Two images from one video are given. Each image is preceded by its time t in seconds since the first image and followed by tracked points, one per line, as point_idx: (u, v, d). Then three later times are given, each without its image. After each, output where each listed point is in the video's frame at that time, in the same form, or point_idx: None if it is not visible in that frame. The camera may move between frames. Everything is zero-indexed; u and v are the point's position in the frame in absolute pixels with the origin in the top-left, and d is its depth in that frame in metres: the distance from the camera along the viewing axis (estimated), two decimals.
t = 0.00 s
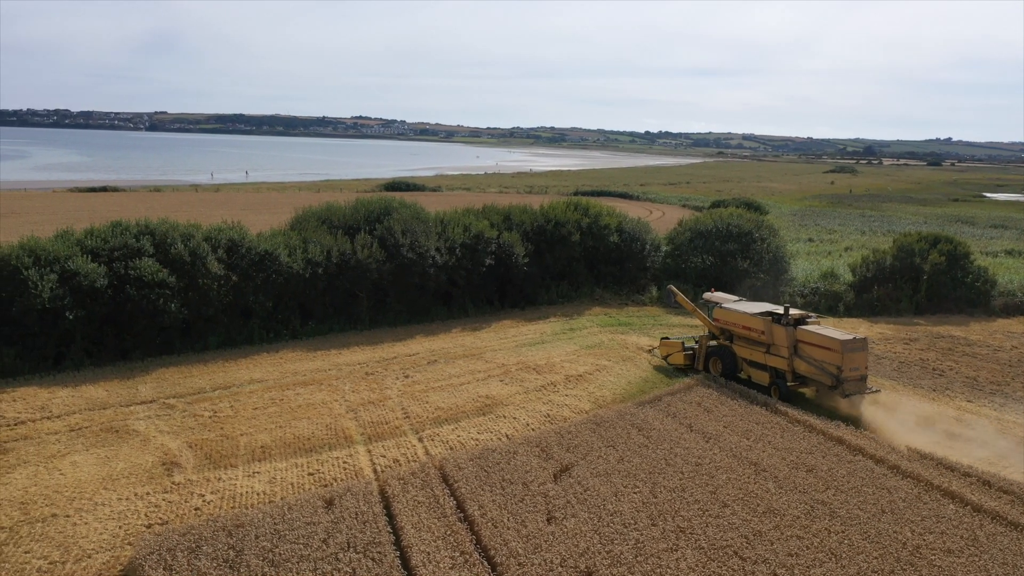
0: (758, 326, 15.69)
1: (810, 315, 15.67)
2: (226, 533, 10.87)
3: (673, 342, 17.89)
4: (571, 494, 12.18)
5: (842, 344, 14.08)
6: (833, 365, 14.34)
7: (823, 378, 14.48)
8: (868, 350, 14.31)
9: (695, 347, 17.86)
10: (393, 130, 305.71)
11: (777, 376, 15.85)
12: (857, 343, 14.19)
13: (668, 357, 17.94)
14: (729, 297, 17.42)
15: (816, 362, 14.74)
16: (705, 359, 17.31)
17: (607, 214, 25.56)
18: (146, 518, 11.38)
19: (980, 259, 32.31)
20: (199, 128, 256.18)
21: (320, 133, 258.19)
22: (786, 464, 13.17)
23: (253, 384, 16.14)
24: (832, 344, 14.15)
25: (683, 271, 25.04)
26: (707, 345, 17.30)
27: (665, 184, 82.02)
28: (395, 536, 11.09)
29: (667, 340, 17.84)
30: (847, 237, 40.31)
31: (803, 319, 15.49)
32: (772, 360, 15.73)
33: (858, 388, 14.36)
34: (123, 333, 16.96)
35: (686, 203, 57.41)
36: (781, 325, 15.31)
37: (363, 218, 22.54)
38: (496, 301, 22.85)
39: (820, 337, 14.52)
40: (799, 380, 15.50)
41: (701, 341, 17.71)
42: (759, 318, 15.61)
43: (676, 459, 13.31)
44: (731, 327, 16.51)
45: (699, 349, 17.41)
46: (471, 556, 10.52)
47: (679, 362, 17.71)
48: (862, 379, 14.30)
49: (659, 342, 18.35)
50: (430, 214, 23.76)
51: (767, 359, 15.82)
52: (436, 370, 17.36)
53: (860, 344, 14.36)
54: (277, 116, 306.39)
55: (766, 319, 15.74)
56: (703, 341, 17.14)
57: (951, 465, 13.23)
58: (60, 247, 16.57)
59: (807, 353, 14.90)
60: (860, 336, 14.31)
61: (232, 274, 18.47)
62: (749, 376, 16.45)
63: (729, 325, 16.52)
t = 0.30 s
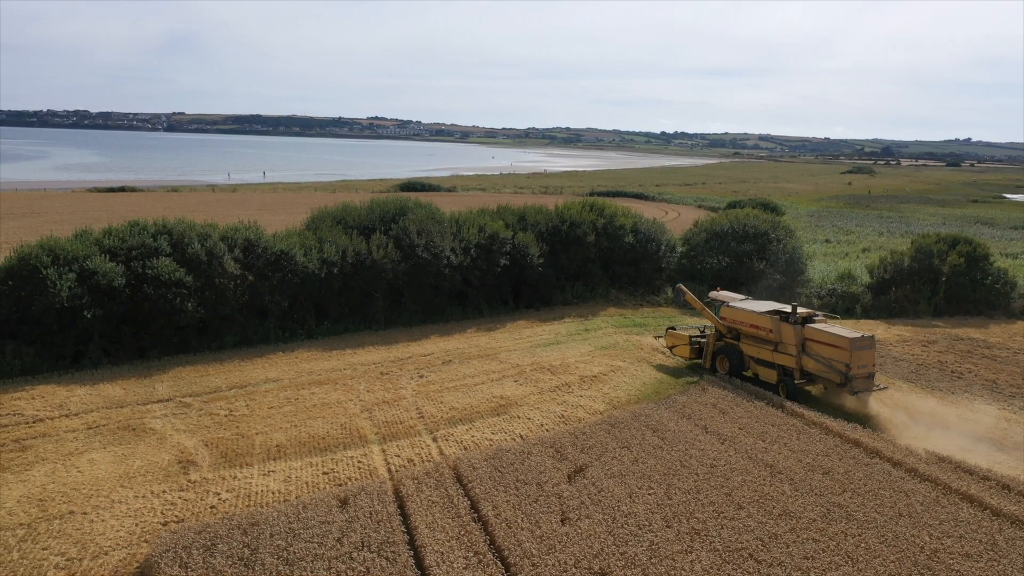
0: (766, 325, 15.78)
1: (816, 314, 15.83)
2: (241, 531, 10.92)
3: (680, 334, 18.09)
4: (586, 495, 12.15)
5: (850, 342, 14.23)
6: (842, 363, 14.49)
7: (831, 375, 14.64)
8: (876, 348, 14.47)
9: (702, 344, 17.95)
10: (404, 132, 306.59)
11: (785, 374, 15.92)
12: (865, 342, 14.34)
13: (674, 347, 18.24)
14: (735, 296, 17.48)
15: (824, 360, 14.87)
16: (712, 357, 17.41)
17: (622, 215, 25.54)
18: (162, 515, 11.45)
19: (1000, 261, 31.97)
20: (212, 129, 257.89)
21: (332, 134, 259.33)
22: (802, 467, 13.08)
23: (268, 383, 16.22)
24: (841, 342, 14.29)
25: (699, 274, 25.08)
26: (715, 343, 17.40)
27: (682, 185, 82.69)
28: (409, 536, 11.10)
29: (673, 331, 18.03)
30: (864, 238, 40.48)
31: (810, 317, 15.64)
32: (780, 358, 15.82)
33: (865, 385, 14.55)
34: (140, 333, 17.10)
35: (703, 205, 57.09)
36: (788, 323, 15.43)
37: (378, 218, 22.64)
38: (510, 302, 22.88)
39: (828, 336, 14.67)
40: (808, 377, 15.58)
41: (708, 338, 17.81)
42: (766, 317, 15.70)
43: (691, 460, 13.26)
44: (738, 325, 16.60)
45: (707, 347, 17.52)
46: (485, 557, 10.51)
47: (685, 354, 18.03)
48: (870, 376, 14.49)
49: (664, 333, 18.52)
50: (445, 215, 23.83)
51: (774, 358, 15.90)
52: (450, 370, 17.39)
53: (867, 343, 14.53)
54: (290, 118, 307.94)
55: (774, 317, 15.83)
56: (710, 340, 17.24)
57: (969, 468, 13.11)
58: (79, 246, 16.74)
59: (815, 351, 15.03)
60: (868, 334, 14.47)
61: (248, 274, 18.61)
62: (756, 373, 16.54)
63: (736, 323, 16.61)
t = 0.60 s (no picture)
0: (769, 322, 15.94)
1: (817, 311, 16.01)
2: (251, 530, 10.95)
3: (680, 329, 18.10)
4: (595, 495, 12.13)
5: (854, 339, 14.42)
6: (845, 360, 14.67)
7: (834, 372, 14.84)
8: (878, 345, 14.69)
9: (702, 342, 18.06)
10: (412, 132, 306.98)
11: (787, 371, 16.08)
12: (867, 338, 14.55)
13: (674, 343, 18.25)
14: (734, 295, 17.63)
15: (826, 357, 15.05)
16: (712, 355, 17.52)
17: (632, 216, 25.55)
18: (173, 514, 11.50)
19: (1015, 263, 31.73)
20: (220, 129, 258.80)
21: (340, 134, 259.96)
22: (812, 468, 13.04)
23: (278, 382, 16.28)
24: (845, 339, 14.48)
25: (709, 274, 25.14)
26: (716, 341, 17.51)
27: (693, 185, 83.59)
28: (418, 535, 11.11)
29: (673, 326, 18.04)
30: (874, 238, 40.50)
31: (811, 315, 15.82)
32: (783, 356, 15.98)
33: (868, 381, 14.74)
34: (151, 332, 17.19)
35: (714, 205, 56.85)
36: (791, 321, 15.59)
37: (388, 218, 22.72)
38: (520, 302, 22.90)
39: (831, 333, 14.86)
40: (810, 375, 15.73)
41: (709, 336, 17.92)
42: (769, 315, 15.85)
43: (701, 461, 13.24)
44: (740, 323, 16.74)
45: (708, 344, 17.62)
46: (494, 557, 10.52)
47: (685, 350, 17.98)
48: (872, 371, 14.69)
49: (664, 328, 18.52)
50: (455, 215, 23.89)
51: (777, 355, 16.05)
52: (460, 370, 17.41)
53: (869, 339, 14.73)
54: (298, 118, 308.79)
55: (776, 315, 16.00)
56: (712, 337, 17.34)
57: (981, 470, 13.04)
58: (91, 246, 16.87)
59: (818, 348, 15.21)
60: (870, 331, 14.69)
61: (258, 274, 18.72)
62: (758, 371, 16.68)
63: (737, 321, 16.74)
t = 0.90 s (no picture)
0: (772, 320, 15.92)
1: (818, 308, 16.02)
2: (261, 528, 11.00)
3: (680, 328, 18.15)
4: (604, 496, 12.12)
5: (858, 335, 14.45)
6: (849, 356, 14.70)
7: (840, 368, 14.85)
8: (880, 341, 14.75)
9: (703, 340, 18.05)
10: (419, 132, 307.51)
11: (790, 368, 16.09)
12: (871, 334, 14.60)
13: (673, 342, 18.31)
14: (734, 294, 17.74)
15: (830, 353, 15.06)
16: (714, 353, 17.50)
17: (641, 216, 25.53)
18: (183, 512, 11.56)
19: None
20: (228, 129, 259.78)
21: (348, 134, 260.52)
22: (823, 470, 12.99)
23: (288, 382, 16.34)
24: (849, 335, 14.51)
25: (718, 275, 25.20)
26: (717, 340, 17.48)
27: (703, 185, 84.05)
28: (427, 535, 11.14)
29: (672, 326, 18.14)
30: (886, 239, 40.42)
31: (812, 313, 15.80)
32: (786, 353, 15.99)
33: (873, 377, 14.78)
34: (161, 332, 17.28)
35: (723, 206, 56.74)
36: (794, 318, 15.58)
37: (397, 218, 22.77)
38: (529, 302, 22.90)
39: (835, 329, 14.88)
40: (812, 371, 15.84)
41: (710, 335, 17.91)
42: (771, 313, 15.83)
43: (710, 462, 13.22)
44: (741, 322, 16.70)
45: (709, 343, 17.60)
46: (503, 557, 10.53)
47: (685, 349, 18.04)
48: (876, 367, 14.73)
49: (664, 328, 18.58)
50: (464, 215, 23.93)
51: (780, 353, 16.04)
52: (469, 370, 17.44)
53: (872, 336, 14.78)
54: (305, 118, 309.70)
55: (779, 313, 15.98)
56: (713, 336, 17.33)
57: (993, 473, 12.96)
58: (102, 245, 16.97)
59: (821, 345, 15.21)
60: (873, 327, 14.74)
61: (268, 274, 18.81)
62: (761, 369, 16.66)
63: (739, 320, 16.71)
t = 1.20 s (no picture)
0: (776, 319, 15.90)
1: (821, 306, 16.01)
2: (274, 527, 11.06)
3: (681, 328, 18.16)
4: (615, 496, 12.12)
5: (865, 331, 14.56)
6: (856, 352, 14.83)
7: (846, 364, 14.98)
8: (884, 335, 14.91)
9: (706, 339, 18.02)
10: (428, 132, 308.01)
11: (795, 365, 16.12)
12: (876, 330, 14.73)
13: (674, 342, 18.33)
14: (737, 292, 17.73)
15: (836, 350, 15.16)
16: (717, 352, 17.46)
17: (653, 216, 25.53)
18: (197, 510, 11.64)
19: None
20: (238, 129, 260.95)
21: (357, 134, 261.25)
22: (835, 471, 12.94)
23: (301, 381, 16.42)
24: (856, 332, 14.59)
25: (730, 275, 25.14)
26: (719, 339, 17.43)
27: (714, 185, 84.00)
28: (439, 534, 11.17)
29: (672, 325, 18.18)
30: (900, 240, 40.27)
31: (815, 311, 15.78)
32: (791, 351, 16.01)
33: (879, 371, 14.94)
34: (174, 331, 17.38)
35: (735, 206, 56.57)
36: (798, 316, 15.58)
37: (409, 218, 22.83)
38: (541, 302, 22.90)
39: (841, 327, 14.96)
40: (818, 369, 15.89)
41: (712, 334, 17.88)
42: (775, 311, 15.80)
43: (722, 463, 13.19)
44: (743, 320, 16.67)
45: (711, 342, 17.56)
46: (515, 557, 10.55)
47: (687, 349, 18.06)
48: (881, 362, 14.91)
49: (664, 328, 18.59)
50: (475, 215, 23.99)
51: (785, 350, 16.03)
52: (480, 370, 17.47)
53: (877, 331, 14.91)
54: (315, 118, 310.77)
55: (782, 311, 15.95)
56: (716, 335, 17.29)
57: (1008, 475, 12.88)
58: (116, 245, 17.11)
59: (827, 342, 15.28)
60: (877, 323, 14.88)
61: (281, 274, 18.93)
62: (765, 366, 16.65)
63: (742, 319, 16.67)
